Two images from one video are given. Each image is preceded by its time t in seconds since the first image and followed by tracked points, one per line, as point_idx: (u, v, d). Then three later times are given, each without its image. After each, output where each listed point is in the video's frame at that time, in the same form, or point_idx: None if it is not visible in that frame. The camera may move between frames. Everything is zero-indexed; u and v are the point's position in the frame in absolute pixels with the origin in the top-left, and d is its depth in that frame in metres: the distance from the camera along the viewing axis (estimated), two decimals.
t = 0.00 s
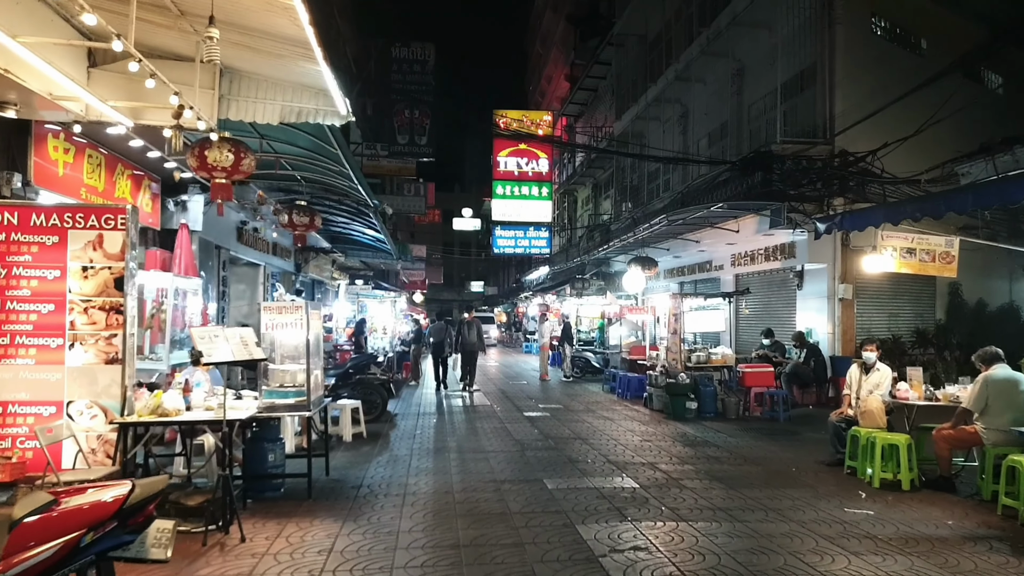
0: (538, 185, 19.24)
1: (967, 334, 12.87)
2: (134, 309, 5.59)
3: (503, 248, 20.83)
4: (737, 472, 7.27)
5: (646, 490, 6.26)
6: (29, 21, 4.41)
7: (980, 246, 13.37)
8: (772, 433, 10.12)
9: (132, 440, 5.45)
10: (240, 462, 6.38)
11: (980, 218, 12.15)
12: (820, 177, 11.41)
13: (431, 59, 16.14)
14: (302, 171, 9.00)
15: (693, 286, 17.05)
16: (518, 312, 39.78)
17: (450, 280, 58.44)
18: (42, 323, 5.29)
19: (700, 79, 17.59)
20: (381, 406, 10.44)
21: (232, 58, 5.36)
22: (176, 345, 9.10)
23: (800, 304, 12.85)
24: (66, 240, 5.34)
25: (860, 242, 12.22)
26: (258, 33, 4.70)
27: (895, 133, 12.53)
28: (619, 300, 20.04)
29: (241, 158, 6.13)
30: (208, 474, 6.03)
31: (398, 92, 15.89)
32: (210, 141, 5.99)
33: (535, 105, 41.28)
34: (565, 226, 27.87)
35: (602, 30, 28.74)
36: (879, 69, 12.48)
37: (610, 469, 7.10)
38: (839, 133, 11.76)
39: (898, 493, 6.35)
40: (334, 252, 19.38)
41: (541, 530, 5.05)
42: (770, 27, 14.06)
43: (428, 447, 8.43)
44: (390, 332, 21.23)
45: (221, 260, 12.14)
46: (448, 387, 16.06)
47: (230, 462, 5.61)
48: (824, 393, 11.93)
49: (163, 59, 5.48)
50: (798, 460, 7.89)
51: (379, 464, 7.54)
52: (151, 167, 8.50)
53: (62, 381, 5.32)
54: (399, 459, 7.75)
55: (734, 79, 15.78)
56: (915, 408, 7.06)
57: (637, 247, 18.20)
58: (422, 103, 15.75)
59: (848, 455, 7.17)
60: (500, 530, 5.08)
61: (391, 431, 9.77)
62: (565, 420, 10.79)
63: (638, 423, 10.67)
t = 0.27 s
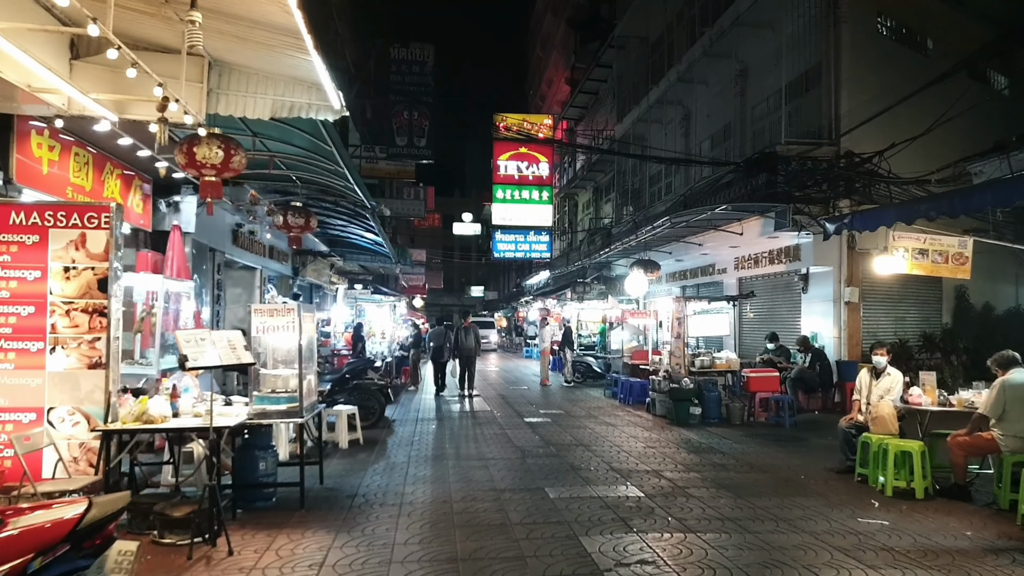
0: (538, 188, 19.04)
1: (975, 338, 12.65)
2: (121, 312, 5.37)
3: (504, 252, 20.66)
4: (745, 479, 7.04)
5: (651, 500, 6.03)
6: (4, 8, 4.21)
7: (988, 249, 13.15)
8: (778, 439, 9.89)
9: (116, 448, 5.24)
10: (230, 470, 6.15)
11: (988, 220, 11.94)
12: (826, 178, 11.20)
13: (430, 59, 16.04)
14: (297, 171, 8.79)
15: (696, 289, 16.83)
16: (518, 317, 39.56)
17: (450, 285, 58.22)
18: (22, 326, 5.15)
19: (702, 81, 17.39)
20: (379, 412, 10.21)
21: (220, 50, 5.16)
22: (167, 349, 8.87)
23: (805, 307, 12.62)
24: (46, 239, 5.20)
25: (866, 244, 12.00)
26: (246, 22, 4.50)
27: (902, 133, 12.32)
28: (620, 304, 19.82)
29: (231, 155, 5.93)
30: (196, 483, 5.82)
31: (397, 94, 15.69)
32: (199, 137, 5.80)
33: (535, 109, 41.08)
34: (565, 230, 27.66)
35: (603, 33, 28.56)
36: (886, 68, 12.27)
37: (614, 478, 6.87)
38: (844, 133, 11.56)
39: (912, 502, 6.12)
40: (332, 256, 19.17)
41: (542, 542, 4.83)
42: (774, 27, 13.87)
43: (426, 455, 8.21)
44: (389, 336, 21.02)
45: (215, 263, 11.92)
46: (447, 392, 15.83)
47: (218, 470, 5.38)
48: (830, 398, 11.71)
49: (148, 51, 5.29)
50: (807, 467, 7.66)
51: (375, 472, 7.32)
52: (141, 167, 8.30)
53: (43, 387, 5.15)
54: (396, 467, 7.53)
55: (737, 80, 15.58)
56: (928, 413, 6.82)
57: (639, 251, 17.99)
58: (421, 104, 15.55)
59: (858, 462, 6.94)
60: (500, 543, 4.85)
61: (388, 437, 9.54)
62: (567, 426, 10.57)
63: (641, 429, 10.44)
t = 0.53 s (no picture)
0: (538, 190, 18.83)
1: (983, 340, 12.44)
2: (106, 313, 5.17)
3: (504, 253, 20.49)
4: (753, 486, 6.83)
5: (658, 508, 5.82)
6: None
7: (996, 250, 12.95)
8: (784, 443, 9.67)
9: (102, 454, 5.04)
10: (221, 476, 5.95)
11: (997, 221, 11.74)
12: (832, 178, 11.01)
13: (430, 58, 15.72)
14: (293, 169, 8.58)
15: (698, 291, 16.62)
16: (518, 319, 39.36)
17: (450, 287, 58.01)
18: (3, 327, 4.99)
19: (705, 80, 17.20)
20: (376, 415, 10.00)
21: (210, 39, 4.96)
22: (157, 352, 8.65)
23: (810, 309, 12.41)
24: (29, 237, 5.02)
25: (873, 245, 11.79)
26: (237, 8, 4.30)
27: (909, 132, 12.12)
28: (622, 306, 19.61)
29: (223, 150, 5.72)
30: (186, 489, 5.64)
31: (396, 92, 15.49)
32: (189, 131, 5.60)
33: (535, 111, 40.88)
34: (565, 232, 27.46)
35: (604, 33, 28.39)
36: (893, 66, 12.08)
37: (618, 484, 6.66)
38: (851, 132, 11.35)
39: (928, 510, 5.91)
40: (330, 257, 18.96)
41: (545, 553, 4.61)
42: (779, 25, 13.68)
43: (424, 460, 8.00)
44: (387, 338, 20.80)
45: (210, 263, 11.70)
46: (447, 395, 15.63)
47: (208, 478, 5.17)
48: (835, 401, 11.51)
49: (135, 42, 5.08)
50: (816, 473, 7.45)
51: (371, 477, 7.10)
52: (132, 164, 8.11)
53: (24, 390, 4.99)
54: (394, 473, 7.31)
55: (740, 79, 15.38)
56: (943, 418, 6.59)
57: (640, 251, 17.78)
58: (420, 103, 15.34)
59: (870, 468, 6.73)
60: (501, 554, 4.64)
61: (386, 441, 9.34)
62: (568, 430, 10.37)
63: (644, 433, 10.23)
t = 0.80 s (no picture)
0: (539, 189, 18.61)
1: (992, 339, 12.24)
2: (94, 311, 4.97)
3: (504, 252, 20.29)
4: (764, 488, 6.63)
5: (668, 512, 5.61)
6: None
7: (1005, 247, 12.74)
8: (793, 443, 9.47)
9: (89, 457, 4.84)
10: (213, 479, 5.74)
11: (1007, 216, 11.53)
12: (840, 173, 10.80)
13: (430, 54, 15.28)
14: (290, 163, 8.37)
15: (701, 289, 16.43)
16: (518, 318, 39.22)
17: (449, 287, 57.83)
18: None
19: (708, 76, 16.99)
20: (376, 416, 9.79)
21: (200, 22, 4.75)
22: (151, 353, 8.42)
23: (816, 307, 12.20)
24: (12, 230, 4.86)
25: (881, 242, 11.59)
26: None
27: (918, 126, 11.90)
28: (624, 305, 19.41)
29: (216, 140, 5.51)
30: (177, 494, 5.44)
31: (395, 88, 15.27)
32: (179, 121, 5.39)
33: (535, 110, 40.67)
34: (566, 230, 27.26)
35: (604, 31, 28.17)
36: (901, 59, 11.87)
37: (626, 486, 6.45)
38: (859, 126, 11.14)
39: (948, 513, 5.70)
40: (329, 255, 18.77)
41: (553, 560, 4.40)
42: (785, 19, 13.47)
43: (425, 461, 7.79)
44: (387, 337, 20.61)
45: (206, 261, 11.49)
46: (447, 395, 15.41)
47: (200, 482, 4.97)
48: (843, 400, 11.30)
49: (124, 27, 4.87)
50: (828, 474, 7.24)
51: (371, 480, 6.90)
52: (124, 158, 7.91)
53: (8, 390, 4.81)
54: (393, 475, 7.11)
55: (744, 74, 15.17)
56: (961, 418, 6.37)
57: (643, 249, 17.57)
58: (420, 98, 15.13)
59: (885, 469, 6.51)
60: (506, 561, 4.43)
61: (385, 442, 9.12)
62: (571, 430, 10.15)
63: (649, 433, 10.04)
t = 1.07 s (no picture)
0: (540, 184, 18.40)
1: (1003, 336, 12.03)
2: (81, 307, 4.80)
3: (504, 248, 20.08)
4: (776, 490, 6.43)
5: (678, 516, 5.41)
6: None
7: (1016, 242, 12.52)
8: (801, 443, 9.28)
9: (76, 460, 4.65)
10: (207, 482, 5.54)
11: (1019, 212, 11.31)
12: (849, 167, 10.59)
13: (431, 47, 15.10)
14: (287, 156, 8.16)
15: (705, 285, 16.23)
16: (518, 314, 39.06)
17: (450, 283, 57.65)
18: None
19: (712, 69, 16.77)
20: (376, 414, 9.60)
21: (190, 5, 4.52)
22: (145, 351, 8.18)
23: (823, 304, 11.99)
24: None
25: (889, 237, 11.38)
26: None
27: (927, 120, 11.68)
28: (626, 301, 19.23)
29: (209, 129, 5.29)
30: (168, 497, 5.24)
31: (394, 81, 15.04)
32: (171, 110, 5.18)
33: (535, 104, 40.46)
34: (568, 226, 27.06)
35: (606, 25, 27.93)
36: (910, 51, 11.64)
37: (633, 489, 6.26)
38: (868, 120, 10.93)
39: (967, 518, 5.50)
40: (329, 251, 18.58)
41: (560, 569, 4.20)
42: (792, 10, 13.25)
43: (426, 461, 7.59)
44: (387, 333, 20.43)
45: (203, 257, 11.30)
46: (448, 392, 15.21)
47: (191, 486, 4.76)
48: (851, 399, 11.10)
49: (112, 11, 4.65)
50: (841, 475, 7.04)
51: (370, 481, 6.70)
52: (117, 151, 7.73)
53: None
54: (394, 476, 6.92)
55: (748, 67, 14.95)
56: (981, 418, 6.17)
57: (646, 245, 17.36)
58: (419, 92, 14.91)
59: (901, 471, 6.30)
60: (511, 570, 4.23)
61: (385, 441, 8.92)
62: (575, 429, 9.94)
63: (654, 432, 9.85)
